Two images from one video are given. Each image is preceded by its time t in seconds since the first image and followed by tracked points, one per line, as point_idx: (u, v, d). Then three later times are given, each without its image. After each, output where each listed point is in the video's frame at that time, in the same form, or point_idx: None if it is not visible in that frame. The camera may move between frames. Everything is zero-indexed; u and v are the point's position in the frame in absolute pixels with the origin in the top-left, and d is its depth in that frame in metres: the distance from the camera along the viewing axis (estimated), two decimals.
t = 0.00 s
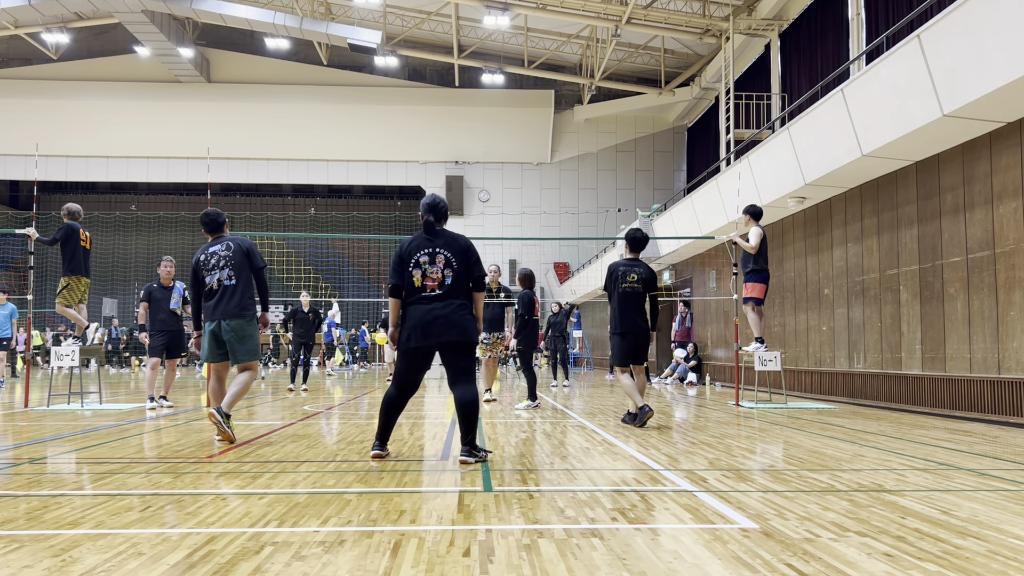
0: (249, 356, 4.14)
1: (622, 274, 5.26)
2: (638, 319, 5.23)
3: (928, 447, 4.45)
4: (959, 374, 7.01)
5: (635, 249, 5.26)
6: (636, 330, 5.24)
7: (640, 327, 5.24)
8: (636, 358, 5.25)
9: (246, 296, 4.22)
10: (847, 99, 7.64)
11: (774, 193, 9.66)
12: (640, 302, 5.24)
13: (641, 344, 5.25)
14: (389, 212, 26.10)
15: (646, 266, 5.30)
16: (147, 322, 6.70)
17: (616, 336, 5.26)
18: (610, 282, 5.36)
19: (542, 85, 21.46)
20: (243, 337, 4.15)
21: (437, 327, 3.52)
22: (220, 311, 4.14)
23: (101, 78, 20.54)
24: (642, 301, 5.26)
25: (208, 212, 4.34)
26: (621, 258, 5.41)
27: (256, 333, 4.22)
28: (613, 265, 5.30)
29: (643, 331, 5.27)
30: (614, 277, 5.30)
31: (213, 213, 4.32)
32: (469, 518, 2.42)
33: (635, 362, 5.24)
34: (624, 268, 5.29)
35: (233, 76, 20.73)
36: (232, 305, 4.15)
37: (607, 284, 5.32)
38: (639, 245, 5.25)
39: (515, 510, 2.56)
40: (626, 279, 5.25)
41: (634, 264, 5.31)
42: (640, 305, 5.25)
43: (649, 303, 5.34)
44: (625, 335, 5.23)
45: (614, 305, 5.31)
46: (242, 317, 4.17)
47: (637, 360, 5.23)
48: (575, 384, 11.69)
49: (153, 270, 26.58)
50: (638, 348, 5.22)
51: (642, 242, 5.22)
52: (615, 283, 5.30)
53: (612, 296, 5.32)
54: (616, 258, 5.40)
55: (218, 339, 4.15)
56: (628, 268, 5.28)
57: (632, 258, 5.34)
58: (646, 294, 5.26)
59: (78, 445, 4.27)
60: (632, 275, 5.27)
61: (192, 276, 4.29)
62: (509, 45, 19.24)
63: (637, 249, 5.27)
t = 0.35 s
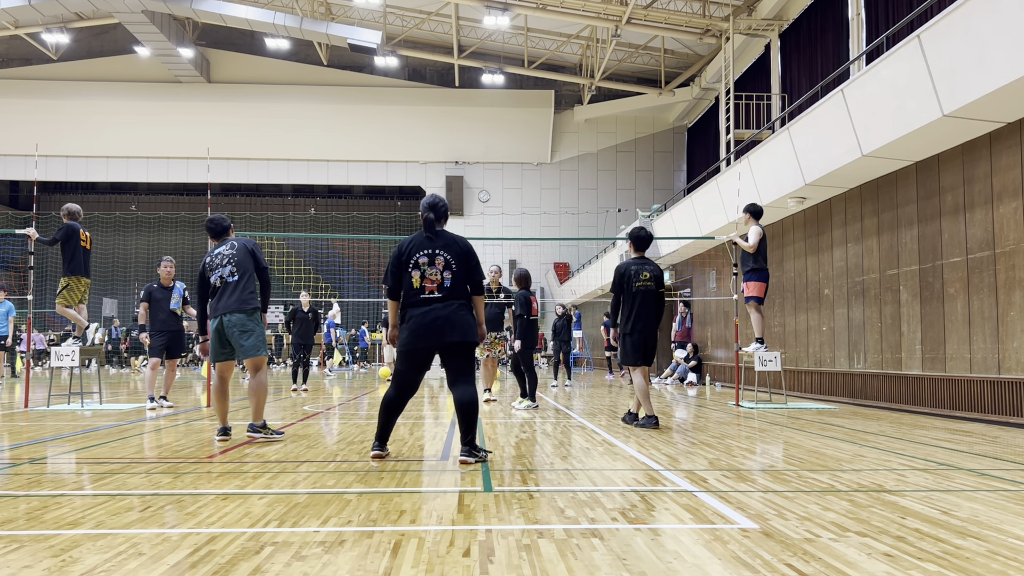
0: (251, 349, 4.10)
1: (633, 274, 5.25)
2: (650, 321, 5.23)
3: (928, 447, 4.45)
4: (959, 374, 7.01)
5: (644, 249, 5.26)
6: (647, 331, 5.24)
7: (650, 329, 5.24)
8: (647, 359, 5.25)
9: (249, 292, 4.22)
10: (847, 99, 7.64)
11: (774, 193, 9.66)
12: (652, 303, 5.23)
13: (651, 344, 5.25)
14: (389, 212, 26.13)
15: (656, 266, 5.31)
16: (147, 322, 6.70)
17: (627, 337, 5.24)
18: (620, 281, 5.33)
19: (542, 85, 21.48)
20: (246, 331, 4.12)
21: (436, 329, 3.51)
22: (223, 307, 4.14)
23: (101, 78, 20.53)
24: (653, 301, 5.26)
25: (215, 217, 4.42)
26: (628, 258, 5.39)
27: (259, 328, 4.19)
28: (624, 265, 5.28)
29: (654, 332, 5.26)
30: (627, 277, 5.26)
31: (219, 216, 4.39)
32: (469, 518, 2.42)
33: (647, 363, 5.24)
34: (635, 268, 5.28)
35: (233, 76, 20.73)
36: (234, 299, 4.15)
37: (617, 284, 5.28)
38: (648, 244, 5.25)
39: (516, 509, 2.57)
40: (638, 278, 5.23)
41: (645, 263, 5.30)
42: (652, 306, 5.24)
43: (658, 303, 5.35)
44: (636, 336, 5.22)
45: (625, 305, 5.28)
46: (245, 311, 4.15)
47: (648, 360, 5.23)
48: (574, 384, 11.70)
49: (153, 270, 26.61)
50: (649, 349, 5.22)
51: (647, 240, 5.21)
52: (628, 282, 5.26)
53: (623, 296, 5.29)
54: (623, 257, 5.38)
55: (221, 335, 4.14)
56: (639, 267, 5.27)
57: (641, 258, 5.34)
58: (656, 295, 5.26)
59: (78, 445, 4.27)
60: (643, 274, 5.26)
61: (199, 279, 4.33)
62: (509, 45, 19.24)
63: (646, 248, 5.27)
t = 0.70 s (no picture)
0: (265, 356, 4.12)
1: (645, 270, 5.23)
2: (660, 319, 5.25)
3: (928, 447, 4.45)
4: (959, 374, 7.01)
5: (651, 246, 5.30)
6: (658, 328, 5.26)
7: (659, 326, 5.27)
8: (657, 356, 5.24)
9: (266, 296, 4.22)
10: (847, 99, 7.64)
11: (774, 193, 9.66)
12: (662, 299, 5.26)
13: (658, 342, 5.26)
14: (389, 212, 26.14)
15: (662, 264, 5.36)
16: (147, 322, 6.70)
17: (638, 333, 5.21)
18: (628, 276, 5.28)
19: (542, 85, 21.50)
20: (259, 337, 4.13)
21: (433, 329, 3.51)
22: (237, 310, 4.14)
23: (101, 78, 20.52)
24: (661, 297, 5.29)
25: (244, 211, 4.39)
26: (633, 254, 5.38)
27: (272, 333, 4.20)
28: (634, 260, 5.25)
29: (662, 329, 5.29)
30: (638, 273, 5.23)
31: (249, 211, 4.36)
32: (469, 518, 2.42)
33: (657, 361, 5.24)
34: (645, 264, 5.27)
35: (233, 76, 20.72)
36: (248, 304, 4.15)
37: (628, 278, 5.21)
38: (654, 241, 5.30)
39: (516, 510, 2.57)
40: (650, 274, 5.23)
41: (652, 260, 5.33)
42: (661, 303, 5.27)
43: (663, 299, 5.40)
44: (646, 333, 5.21)
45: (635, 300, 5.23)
46: (260, 316, 4.16)
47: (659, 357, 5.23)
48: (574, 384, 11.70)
49: (153, 270, 26.63)
50: (657, 346, 5.24)
51: (651, 238, 5.27)
52: (639, 278, 5.23)
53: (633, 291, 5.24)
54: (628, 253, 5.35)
55: (235, 338, 4.14)
56: (649, 264, 5.28)
57: (647, 255, 5.35)
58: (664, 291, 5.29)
59: (78, 445, 4.27)
60: (652, 271, 5.28)
61: (216, 273, 4.33)
62: (509, 45, 19.24)
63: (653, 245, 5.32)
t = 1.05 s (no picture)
0: (279, 362, 4.15)
1: (643, 271, 5.21)
2: (660, 320, 5.23)
3: (928, 447, 4.45)
4: (959, 374, 7.01)
5: (651, 245, 5.26)
6: (660, 329, 5.25)
7: (661, 326, 5.25)
8: (658, 357, 5.26)
9: (283, 301, 4.23)
10: (847, 99, 7.64)
11: (774, 193, 9.66)
12: (662, 299, 5.23)
13: (660, 343, 5.26)
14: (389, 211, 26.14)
15: (664, 262, 5.31)
16: (147, 322, 6.70)
17: (638, 334, 5.22)
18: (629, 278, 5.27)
19: (542, 85, 21.50)
20: (274, 342, 4.14)
21: (434, 330, 3.50)
22: (253, 311, 4.14)
23: (100, 78, 20.52)
24: (662, 296, 5.25)
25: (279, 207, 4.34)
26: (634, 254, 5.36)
27: (286, 338, 4.22)
28: (633, 261, 5.23)
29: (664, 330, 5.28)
30: (636, 274, 5.21)
31: (287, 209, 4.31)
32: (469, 518, 2.42)
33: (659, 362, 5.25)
34: (644, 264, 5.25)
35: (233, 76, 20.72)
36: (264, 307, 4.15)
37: (627, 280, 5.21)
38: (654, 241, 5.26)
39: (516, 510, 2.57)
40: (648, 275, 5.21)
41: (652, 259, 5.29)
42: (661, 302, 5.24)
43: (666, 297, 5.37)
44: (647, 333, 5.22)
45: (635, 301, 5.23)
46: (275, 321, 4.17)
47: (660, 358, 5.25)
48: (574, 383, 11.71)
49: (153, 270, 26.63)
50: (659, 347, 5.25)
51: (651, 239, 5.26)
52: (638, 279, 5.22)
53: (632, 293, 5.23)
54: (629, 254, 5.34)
55: (249, 339, 4.15)
56: (648, 264, 5.24)
57: (648, 254, 5.32)
58: (666, 290, 5.26)
59: (78, 445, 4.27)
60: (652, 270, 5.24)
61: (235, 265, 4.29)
62: (509, 45, 19.24)
63: (653, 244, 5.27)
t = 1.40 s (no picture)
0: (289, 362, 4.17)
1: (643, 273, 5.23)
2: (662, 321, 5.20)
3: (928, 447, 4.44)
4: (959, 374, 7.00)
5: (654, 247, 5.25)
6: (661, 330, 5.22)
7: (663, 327, 5.22)
8: (660, 358, 5.24)
9: (292, 302, 4.24)
10: (847, 99, 7.64)
11: (774, 193, 9.66)
12: (664, 300, 5.21)
13: (662, 344, 5.23)
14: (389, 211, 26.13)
15: (667, 263, 5.29)
16: (147, 322, 6.70)
17: (639, 335, 5.23)
18: (630, 281, 5.31)
19: (541, 85, 21.51)
20: (286, 343, 4.16)
21: (435, 330, 3.50)
22: (265, 313, 4.13)
23: (100, 78, 20.52)
24: (664, 298, 5.23)
25: (285, 208, 4.32)
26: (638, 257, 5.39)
27: (297, 339, 4.24)
28: (633, 264, 5.28)
29: (667, 331, 5.24)
30: (636, 276, 5.24)
31: (293, 210, 4.31)
32: (468, 518, 2.42)
33: (661, 362, 5.23)
34: (646, 266, 5.27)
35: (233, 76, 20.72)
36: (275, 309, 4.15)
37: (627, 282, 5.25)
38: (658, 243, 5.24)
39: (515, 510, 2.56)
40: (648, 277, 5.21)
41: (655, 262, 5.29)
42: (663, 304, 5.21)
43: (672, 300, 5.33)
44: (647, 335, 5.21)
45: (637, 303, 5.26)
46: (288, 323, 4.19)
47: (661, 359, 5.24)
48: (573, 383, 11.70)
49: (153, 270, 26.64)
50: (660, 348, 5.22)
51: (656, 240, 5.20)
52: (637, 281, 5.25)
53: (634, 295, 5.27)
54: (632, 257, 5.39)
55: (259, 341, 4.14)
56: (649, 266, 5.26)
57: (651, 256, 5.33)
58: (669, 293, 5.23)
59: (78, 445, 4.26)
60: (653, 273, 5.24)
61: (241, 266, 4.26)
62: (509, 45, 19.23)
63: (656, 246, 5.25)
